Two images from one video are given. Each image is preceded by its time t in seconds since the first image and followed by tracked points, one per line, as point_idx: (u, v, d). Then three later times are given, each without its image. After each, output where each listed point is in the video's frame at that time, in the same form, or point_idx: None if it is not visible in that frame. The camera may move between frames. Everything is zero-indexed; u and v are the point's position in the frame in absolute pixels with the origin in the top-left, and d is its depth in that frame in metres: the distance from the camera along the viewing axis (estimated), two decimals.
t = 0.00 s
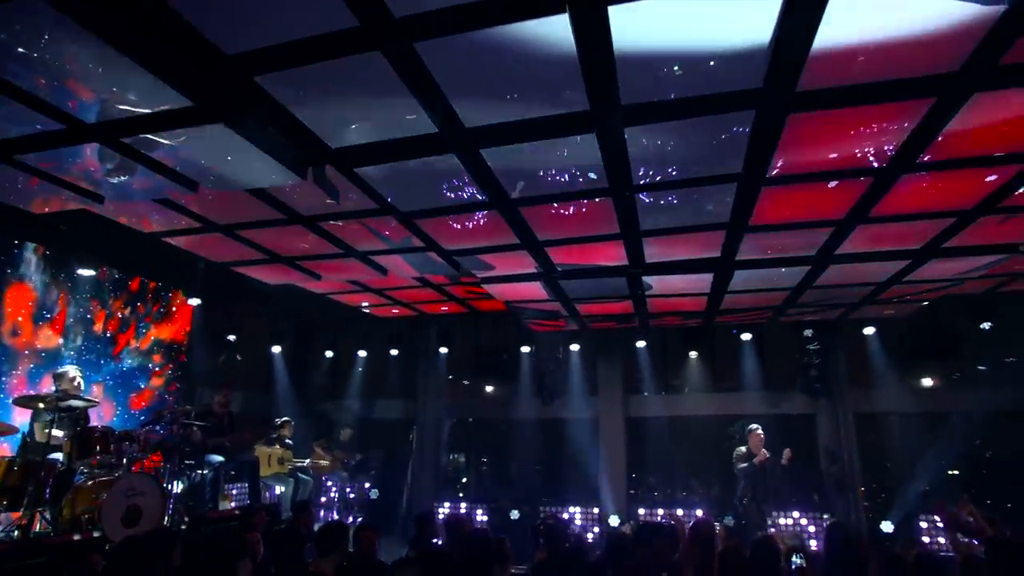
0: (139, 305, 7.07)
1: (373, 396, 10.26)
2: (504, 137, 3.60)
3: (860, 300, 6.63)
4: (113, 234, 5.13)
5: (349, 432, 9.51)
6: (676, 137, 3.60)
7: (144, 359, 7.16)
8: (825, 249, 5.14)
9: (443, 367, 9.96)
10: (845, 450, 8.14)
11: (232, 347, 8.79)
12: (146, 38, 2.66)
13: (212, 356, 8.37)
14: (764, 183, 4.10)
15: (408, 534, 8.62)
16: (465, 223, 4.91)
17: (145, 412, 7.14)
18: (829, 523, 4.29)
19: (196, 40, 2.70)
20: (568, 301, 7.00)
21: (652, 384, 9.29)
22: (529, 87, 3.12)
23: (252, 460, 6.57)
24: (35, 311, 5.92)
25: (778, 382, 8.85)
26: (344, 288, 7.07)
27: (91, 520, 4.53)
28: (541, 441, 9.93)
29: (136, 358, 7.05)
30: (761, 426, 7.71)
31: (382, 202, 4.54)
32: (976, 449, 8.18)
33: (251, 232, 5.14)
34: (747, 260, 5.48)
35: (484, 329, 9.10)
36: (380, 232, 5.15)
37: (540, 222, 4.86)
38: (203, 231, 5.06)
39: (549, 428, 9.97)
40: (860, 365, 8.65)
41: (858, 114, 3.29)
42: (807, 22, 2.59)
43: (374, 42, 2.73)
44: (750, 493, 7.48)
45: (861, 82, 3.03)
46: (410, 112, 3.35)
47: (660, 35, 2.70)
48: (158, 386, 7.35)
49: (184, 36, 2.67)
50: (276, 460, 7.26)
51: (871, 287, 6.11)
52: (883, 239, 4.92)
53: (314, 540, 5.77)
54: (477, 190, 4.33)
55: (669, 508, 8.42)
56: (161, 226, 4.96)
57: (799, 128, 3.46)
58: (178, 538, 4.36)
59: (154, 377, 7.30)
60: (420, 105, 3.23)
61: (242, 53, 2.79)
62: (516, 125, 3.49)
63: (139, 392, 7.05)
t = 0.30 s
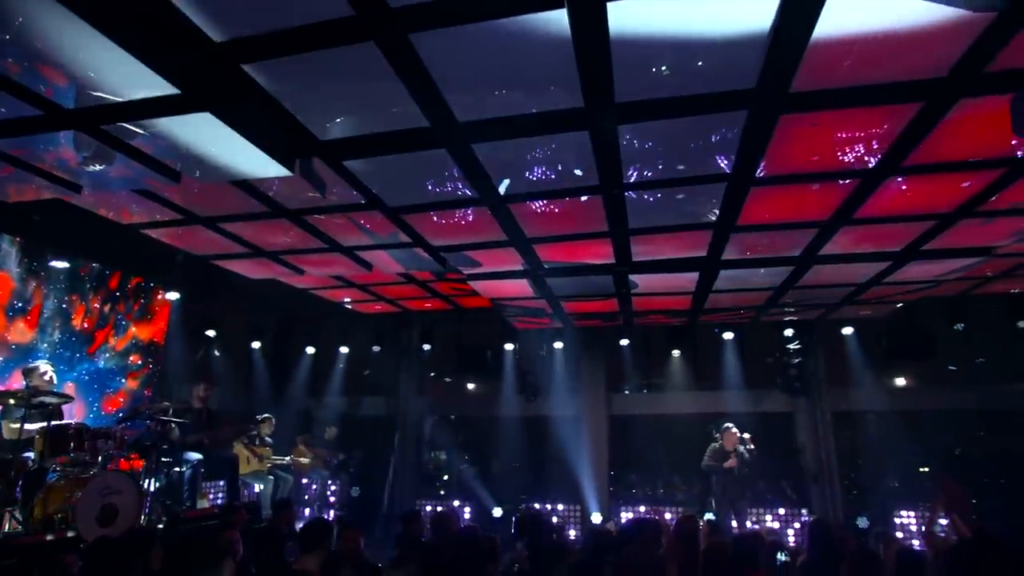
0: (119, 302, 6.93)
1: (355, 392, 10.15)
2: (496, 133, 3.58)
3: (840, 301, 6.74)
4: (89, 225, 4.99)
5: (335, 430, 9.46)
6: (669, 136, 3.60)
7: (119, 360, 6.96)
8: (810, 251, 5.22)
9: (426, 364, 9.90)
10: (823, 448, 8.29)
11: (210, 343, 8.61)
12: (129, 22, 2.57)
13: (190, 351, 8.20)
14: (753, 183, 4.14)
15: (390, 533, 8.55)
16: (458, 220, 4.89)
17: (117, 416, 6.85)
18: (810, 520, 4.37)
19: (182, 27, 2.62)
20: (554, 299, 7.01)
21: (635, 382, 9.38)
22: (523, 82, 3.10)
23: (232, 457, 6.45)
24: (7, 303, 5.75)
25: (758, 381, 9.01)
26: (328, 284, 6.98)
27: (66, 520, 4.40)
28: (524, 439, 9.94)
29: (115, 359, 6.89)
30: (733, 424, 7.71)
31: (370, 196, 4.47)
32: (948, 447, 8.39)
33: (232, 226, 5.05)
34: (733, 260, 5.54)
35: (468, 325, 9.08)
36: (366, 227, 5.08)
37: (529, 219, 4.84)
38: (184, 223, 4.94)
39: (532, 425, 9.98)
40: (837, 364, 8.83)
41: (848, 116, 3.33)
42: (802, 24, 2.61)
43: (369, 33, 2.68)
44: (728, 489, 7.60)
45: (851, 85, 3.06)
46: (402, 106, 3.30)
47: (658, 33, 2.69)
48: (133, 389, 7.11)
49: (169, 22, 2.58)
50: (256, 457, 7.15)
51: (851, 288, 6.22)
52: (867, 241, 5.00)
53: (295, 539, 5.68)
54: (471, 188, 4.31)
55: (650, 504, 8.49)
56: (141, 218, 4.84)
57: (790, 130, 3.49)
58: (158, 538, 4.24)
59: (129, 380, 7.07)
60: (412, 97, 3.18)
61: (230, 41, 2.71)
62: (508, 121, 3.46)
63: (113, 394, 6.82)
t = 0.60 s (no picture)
0: (97, 301, 6.74)
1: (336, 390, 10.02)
2: (486, 129, 3.55)
3: (820, 302, 6.86)
4: (63, 217, 4.84)
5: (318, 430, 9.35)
6: (660, 135, 3.61)
7: (93, 361, 6.73)
8: (793, 252, 5.29)
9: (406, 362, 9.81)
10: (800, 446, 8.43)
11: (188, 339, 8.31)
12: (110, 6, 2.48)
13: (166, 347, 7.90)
14: (740, 184, 4.17)
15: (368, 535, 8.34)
16: (435, 215, 4.82)
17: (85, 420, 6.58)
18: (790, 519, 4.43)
19: (166, 12, 2.54)
20: (538, 297, 7.00)
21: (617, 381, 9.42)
22: (516, 78, 3.07)
23: (208, 456, 6.31)
24: None
25: (737, 380, 9.13)
26: (309, 279, 6.87)
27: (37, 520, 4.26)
28: (505, 437, 9.93)
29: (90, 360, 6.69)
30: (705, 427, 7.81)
31: (356, 191, 4.40)
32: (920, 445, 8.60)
33: (213, 219, 4.93)
34: (717, 260, 5.59)
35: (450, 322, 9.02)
36: (351, 222, 5.01)
37: (517, 216, 4.82)
38: (163, 215, 4.82)
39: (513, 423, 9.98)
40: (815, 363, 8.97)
41: (836, 120, 3.38)
42: (795, 26, 2.63)
43: (361, 24, 2.63)
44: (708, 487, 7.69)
45: (841, 89, 3.10)
46: (392, 99, 3.25)
47: (655, 31, 2.69)
48: (104, 393, 6.84)
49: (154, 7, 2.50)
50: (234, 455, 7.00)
51: (831, 289, 6.33)
52: (849, 243, 5.09)
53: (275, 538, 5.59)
54: (440, 178, 4.21)
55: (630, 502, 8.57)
56: (119, 209, 4.70)
57: (780, 131, 3.53)
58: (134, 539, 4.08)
59: (102, 383, 6.83)
60: (403, 90, 3.13)
61: (216, 28, 2.63)
62: (500, 117, 3.44)
63: (83, 396, 6.58)
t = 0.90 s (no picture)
0: (76, 300, 6.59)
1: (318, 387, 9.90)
2: (479, 126, 3.53)
3: (801, 302, 6.96)
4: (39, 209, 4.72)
5: (301, 429, 9.24)
6: (651, 135, 3.63)
7: (66, 363, 6.53)
8: (777, 252, 5.37)
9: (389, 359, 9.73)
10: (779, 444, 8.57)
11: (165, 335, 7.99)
12: None
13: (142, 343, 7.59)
14: (729, 184, 4.21)
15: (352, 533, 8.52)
16: (420, 211, 4.78)
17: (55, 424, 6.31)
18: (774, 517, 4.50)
19: None
20: (524, 295, 6.99)
21: (603, 380, 9.46)
22: (511, 74, 3.05)
23: (188, 453, 6.18)
24: None
25: (718, 378, 9.24)
26: (292, 274, 6.77)
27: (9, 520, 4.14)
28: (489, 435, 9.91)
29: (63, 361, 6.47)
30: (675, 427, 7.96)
31: (344, 185, 4.34)
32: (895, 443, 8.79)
33: (196, 212, 4.83)
34: (703, 260, 5.65)
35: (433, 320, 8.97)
36: (337, 217, 4.94)
37: (506, 213, 4.80)
38: (144, 208, 4.71)
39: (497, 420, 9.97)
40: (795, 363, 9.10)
41: (826, 122, 3.42)
42: (790, 28, 2.65)
43: (356, 16, 2.59)
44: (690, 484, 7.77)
45: (831, 92, 3.14)
46: (386, 93, 3.20)
47: (651, 31, 2.69)
48: (77, 397, 6.60)
49: None
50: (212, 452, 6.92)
51: (812, 290, 6.44)
52: (834, 244, 5.16)
53: (256, 537, 5.49)
54: (430, 175, 4.19)
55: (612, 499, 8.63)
56: (96, 200, 4.58)
57: (769, 133, 3.57)
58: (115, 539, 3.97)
59: (75, 386, 6.59)
60: (396, 83, 3.09)
61: (205, 15, 2.57)
62: (493, 114, 3.41)
63: (54, 398, 6.35)
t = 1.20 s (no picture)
0: (56, 300, 6.26)
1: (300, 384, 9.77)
2: (473, 121, 3.50)
3: (785, 302, 7.06)
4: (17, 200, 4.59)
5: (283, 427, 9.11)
6: (645, 134, 3.64)
7: (42, 365, 6.14)
8: (764, 252, 5.43)
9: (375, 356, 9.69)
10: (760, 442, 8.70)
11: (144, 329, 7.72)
12: None
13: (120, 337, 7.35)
14: (720, 184, 4.24)
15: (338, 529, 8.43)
16: (411, 207, 4.73)
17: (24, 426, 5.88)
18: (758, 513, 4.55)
19: None
20: (512, 292, 6.97)
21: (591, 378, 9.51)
22: (508, 71, 3.03)
23: (168, 451, 6.05)
24: None
25: (702, 377, 9.34)
26: (277, 270, 6.67)
27: None
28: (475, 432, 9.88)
29: (41, 365, 6.12)
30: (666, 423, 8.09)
31: (334, 180, 4.27)
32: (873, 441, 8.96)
33: (180, 204, 4.72)
34: (692, 259, 5.69)
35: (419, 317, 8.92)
36: (326, 212, 4.87)
37: (496, 210, 4.78)
38: (126, 200, 4.61)
39: (483, 417, 9.96)
40: (777, 362, 9.23)
41: (817, 124, 3.46)
42: (787, 30, 2.67)
43: (353, 7, 2.54)
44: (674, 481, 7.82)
45: (824, 94, 3.18)
46: (379, 86, 3.16)
47: (650, 30, 2.68)
48: (49, 400, 6.20)
49: None
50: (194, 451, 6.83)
51: (796, 290, 6.52)
52: (819, 245, 5.24)
53: (238, 537, 5.40)
54: (424, 171, 4.15)
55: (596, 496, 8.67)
56: (76, 191, 4.46)
57: (761, 134, 3.60)
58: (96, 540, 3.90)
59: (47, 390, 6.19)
60: (391, 77, 3.05)
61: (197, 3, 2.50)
62: (488, 110, 3.39)
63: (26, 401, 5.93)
